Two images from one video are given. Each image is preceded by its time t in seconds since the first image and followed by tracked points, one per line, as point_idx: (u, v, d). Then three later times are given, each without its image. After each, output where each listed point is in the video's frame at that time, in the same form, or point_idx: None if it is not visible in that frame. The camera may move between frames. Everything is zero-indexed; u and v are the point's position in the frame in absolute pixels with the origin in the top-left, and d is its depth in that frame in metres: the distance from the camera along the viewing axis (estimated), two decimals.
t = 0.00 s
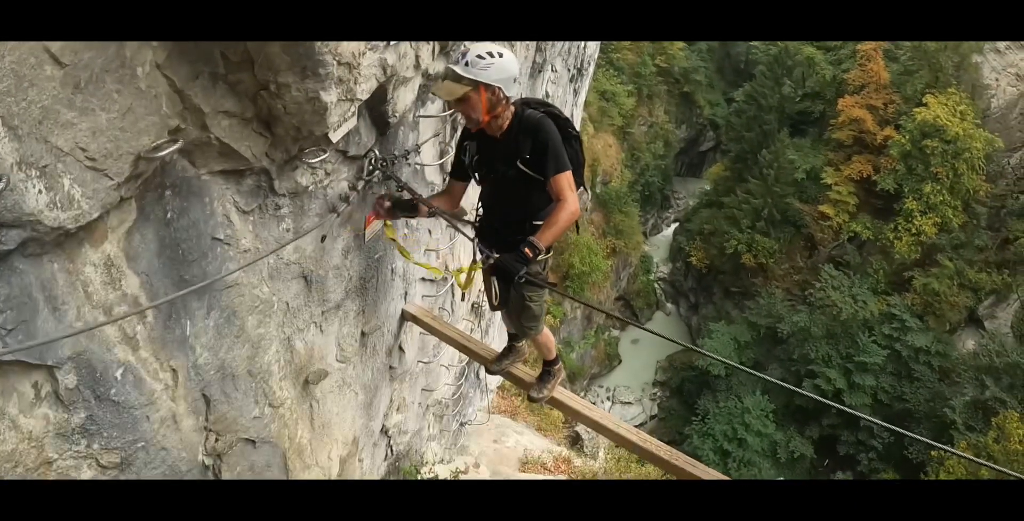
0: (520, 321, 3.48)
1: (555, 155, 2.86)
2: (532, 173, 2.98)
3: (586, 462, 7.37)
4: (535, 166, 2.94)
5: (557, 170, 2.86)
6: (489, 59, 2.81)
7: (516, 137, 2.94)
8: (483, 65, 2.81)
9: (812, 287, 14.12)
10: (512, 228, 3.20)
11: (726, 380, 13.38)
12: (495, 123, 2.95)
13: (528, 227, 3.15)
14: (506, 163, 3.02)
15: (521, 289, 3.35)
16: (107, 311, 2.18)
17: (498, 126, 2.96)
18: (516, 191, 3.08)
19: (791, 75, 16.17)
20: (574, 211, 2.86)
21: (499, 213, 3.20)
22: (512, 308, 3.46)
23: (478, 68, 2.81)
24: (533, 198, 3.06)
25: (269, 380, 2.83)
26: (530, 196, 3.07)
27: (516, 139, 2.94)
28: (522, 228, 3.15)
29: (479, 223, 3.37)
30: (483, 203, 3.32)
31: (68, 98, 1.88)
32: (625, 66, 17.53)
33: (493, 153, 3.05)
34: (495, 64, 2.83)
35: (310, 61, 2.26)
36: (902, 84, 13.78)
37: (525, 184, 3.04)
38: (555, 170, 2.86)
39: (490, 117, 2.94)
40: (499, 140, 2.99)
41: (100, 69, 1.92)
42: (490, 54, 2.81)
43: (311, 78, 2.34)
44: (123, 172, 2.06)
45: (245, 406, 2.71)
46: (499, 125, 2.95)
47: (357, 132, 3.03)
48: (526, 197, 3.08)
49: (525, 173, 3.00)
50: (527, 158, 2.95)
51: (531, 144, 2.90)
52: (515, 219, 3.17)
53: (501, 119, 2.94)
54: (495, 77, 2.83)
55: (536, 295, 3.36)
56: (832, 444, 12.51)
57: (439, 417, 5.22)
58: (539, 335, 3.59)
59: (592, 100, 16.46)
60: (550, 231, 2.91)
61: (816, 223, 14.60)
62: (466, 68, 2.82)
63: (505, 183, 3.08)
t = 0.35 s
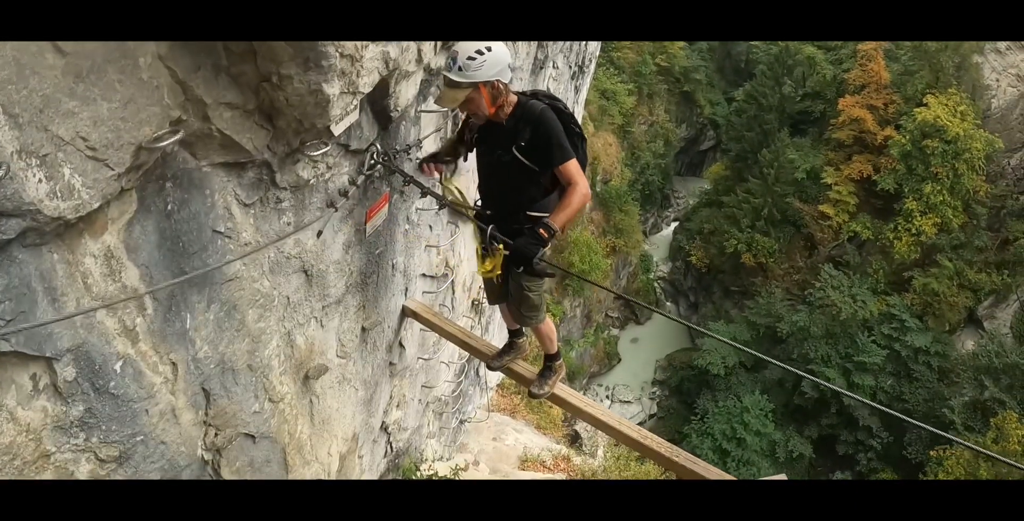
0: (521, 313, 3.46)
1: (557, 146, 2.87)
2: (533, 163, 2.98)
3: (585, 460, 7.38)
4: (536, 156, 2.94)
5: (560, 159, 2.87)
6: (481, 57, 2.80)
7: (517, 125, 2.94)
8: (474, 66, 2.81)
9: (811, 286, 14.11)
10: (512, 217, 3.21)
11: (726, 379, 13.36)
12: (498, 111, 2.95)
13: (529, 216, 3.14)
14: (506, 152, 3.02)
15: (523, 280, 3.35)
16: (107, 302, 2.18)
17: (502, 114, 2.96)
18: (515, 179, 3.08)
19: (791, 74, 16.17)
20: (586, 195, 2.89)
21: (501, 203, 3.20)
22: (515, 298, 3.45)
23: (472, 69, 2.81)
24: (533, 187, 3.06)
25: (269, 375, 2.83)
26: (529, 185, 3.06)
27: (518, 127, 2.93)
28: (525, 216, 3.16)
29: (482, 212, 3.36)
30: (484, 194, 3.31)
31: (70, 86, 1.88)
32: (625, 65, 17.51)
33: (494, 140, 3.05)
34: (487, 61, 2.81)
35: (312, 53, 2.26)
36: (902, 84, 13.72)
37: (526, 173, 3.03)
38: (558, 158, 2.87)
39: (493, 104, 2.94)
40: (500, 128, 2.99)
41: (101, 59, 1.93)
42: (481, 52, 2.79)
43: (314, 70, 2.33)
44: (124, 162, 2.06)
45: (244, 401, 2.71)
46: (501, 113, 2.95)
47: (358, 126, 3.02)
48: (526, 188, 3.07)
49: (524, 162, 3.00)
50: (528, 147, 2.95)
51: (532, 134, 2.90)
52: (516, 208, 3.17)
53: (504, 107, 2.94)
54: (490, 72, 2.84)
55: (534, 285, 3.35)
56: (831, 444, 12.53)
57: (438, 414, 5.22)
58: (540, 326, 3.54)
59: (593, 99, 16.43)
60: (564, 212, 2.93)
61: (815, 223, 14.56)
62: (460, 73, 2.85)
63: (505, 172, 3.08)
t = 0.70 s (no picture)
0: (508, 311, 3.68)
1: (554, 152, 2.98)
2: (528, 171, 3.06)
3: (599, 467, 7.37)
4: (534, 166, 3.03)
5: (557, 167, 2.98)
6: (494, 88, 2.82)
7: (510, 142, 2.97)
8: (484, 95, 2.82)
9: (822, 287, 14.03)
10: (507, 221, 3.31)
11: (738, 383, 13.28)
12: (490, 132, 2.95)
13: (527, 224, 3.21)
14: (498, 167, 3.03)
15: (506, 279, 3.59)
16: (127, 323, 2.21)
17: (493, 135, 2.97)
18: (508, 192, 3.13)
19: (796, 76, 16.15)
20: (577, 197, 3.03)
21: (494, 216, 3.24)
22: (502, 297, 3.66)
23: (481, 97, 2.83)
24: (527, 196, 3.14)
25: (286, 391, 2.86)
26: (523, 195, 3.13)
27: (511, 144, 2.97)
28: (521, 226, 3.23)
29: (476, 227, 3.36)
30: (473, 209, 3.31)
31: (89, 113, 1.92)
32: (630, 71, 17.49)
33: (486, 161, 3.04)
34: (497, 93, 2.83)
35: (326, 74, 2.30)
36: (908, 83, 13.65)
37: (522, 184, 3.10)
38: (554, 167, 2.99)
39: (484, 127, 2.95)
40: (493, 149, 2.99)
41: (118, 86, 1.97)
42: (492, 84, 2.82)
43: (326, 91, 2.37)
44: (142, 187, 2.11)
45: (262, 417, 2.74)
46: (494, 135, 2.96)
47: (370, 144, 3.05)
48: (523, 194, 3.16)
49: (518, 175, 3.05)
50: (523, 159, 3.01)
51: (529, 146, 2.97)
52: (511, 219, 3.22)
53: (496, 128, 2.94)
54: (496, 106, 2.86)
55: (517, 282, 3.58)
56: (846, 446, 12.45)
57: (453, 424, 5.23)
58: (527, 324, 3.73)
59: (598, 105, 16.44)
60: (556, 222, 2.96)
61: (822, 223, 14.31)
62: (469, 96, 2.84)
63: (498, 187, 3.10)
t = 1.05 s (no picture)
0: (490, 315, 3.67)
1: (549, 170, 2.96)
2: (521, 186, 3.06)
3: (599, 467, 7.37)
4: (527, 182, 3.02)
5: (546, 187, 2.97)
6: (499, 103, 2.83)
7: (508, 155, 2.98)
8: (490, 109, 2.83)
9: (823, 287, 14.03)
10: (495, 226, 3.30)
11: (739, 383, 13.28)
12: (488, 145, 2.98)
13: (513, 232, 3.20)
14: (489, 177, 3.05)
15: (489, 282, 3.58)
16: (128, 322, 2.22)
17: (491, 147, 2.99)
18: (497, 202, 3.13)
19: (796, 76, 16.12)
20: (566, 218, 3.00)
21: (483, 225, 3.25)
22: (484, 300, 3.66)
23: (486, 110, 2.83)
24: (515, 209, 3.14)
25: (286, 390, 2.86)
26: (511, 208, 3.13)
27: (509, 157, 2.98)
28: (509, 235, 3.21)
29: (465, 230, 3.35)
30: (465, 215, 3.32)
31: (89, 113, 1.92)
32: (630, 71, 17.45)
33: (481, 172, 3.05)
34: (501, 109, 2.84)
35: (326, 73, 2.30)
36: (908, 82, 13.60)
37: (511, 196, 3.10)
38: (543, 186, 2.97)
39: (484, 139, 2.97)
40: (489, 162, 3.01)
41: (119, 85, 1.97)
42: (500, 100, 2.83)
43: (327, 90, 2.37)
44: (142, 186, 2.11)
45: (263, 416, 2.74)
46: (492, 148, 2.99)
47: (370, 144, 3.05)
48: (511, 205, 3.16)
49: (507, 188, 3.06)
50: (519, 173, 3.01)
51: (526, 161, 2.97)
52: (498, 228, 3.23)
53: (495, 141, 2.97)
54: (498, 121, 2.87)
55: (497, 286, 3.58)
56: (846, 446, 12.45)
57: (453, 424, 5.23)
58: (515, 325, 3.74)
59: (599, 105, 16.42)
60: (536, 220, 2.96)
61: (824, 223, 14.43)
62: (473, 104, 2.85)
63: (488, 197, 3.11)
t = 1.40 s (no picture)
0: (491, 313, 3.67)
1: (548, 162, 2.98)
2: (521, 180, 3.07)
3: (600, 466, 7.38)
4: (527, 175, 3.03)
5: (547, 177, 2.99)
6: (495, 98, 2.83)
7: (507, 150, 2.99)
8: (486, 106, 2.83)
9: (823, 287, 14.03)
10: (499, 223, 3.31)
11: (739, 383, 13.27)
12: (486, 142, 2.99)
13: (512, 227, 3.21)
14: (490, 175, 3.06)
15: (490, 279, 3.59)
16: (128, 320, 2.22)
17: (489, 144, 3.01)
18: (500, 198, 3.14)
19: (797, 75, 16.07)
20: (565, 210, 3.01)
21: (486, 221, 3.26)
22: (486, 297, 3.66)
23: (482, 106, 2.83)
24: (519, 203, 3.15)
25: (287, 389, 2.87)
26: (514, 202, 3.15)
27: (508, 152, 2.98)
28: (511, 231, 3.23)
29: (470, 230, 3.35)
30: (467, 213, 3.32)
31: (90, 112, 1.92)
32: (631, 70, 17.40)
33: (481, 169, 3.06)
34: (498, 104, 2.84)
35: (327, 73, 2.30)
36: (909, 82, 13.57)
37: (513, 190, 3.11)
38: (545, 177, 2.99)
39: (482, 136, 2.98)
40: (488, 158, 3.02)
41: (120, 84, 1.98)
42: (496, 95, 2.83)
43: (327, 90, 2.37)
44: (143, 185, 2.11)
45: (263, 414, 2.75)
46: (490, 145, 3.00)
47: (370, 143, 3.05)
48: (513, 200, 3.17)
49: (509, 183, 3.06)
50: (518, 167, 3.02)
51: (524, 154, 2.98)
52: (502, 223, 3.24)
53: (492, 137, 2.99)
54: (494, 117, 2.87)
55: (500, 281, 3.58)
56: (846, 446, 12.47)
57: (453, 423, 5.23)
58: (515, 322, 3.74)
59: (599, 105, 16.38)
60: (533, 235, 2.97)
61: (825, 223, 14.45)
62: (470, 103, 2.84)
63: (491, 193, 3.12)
